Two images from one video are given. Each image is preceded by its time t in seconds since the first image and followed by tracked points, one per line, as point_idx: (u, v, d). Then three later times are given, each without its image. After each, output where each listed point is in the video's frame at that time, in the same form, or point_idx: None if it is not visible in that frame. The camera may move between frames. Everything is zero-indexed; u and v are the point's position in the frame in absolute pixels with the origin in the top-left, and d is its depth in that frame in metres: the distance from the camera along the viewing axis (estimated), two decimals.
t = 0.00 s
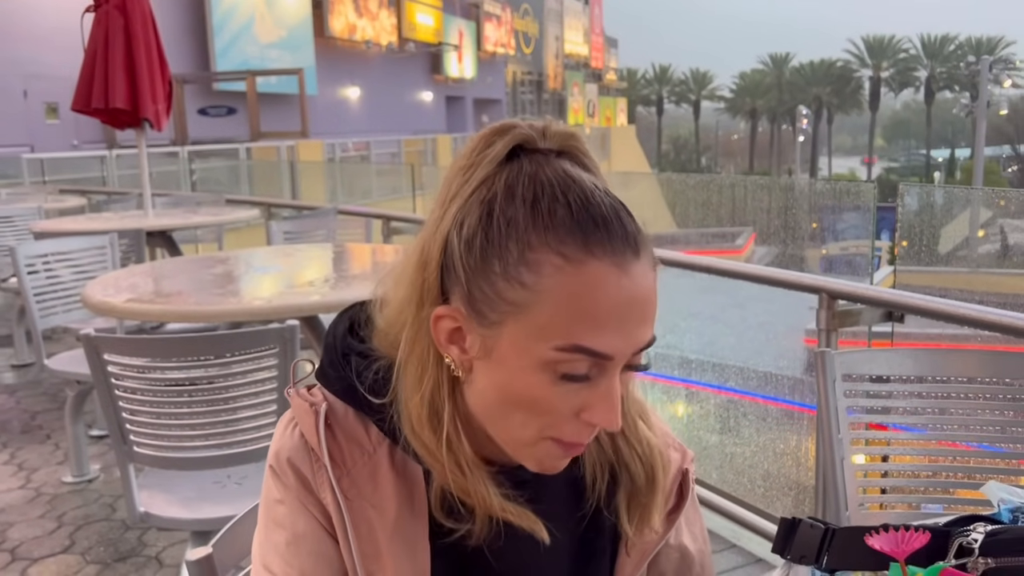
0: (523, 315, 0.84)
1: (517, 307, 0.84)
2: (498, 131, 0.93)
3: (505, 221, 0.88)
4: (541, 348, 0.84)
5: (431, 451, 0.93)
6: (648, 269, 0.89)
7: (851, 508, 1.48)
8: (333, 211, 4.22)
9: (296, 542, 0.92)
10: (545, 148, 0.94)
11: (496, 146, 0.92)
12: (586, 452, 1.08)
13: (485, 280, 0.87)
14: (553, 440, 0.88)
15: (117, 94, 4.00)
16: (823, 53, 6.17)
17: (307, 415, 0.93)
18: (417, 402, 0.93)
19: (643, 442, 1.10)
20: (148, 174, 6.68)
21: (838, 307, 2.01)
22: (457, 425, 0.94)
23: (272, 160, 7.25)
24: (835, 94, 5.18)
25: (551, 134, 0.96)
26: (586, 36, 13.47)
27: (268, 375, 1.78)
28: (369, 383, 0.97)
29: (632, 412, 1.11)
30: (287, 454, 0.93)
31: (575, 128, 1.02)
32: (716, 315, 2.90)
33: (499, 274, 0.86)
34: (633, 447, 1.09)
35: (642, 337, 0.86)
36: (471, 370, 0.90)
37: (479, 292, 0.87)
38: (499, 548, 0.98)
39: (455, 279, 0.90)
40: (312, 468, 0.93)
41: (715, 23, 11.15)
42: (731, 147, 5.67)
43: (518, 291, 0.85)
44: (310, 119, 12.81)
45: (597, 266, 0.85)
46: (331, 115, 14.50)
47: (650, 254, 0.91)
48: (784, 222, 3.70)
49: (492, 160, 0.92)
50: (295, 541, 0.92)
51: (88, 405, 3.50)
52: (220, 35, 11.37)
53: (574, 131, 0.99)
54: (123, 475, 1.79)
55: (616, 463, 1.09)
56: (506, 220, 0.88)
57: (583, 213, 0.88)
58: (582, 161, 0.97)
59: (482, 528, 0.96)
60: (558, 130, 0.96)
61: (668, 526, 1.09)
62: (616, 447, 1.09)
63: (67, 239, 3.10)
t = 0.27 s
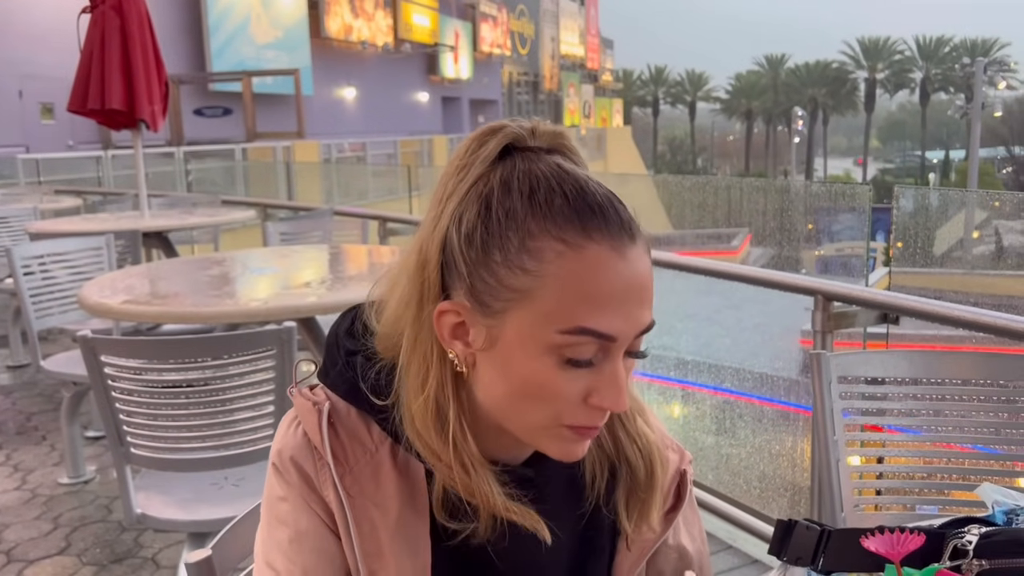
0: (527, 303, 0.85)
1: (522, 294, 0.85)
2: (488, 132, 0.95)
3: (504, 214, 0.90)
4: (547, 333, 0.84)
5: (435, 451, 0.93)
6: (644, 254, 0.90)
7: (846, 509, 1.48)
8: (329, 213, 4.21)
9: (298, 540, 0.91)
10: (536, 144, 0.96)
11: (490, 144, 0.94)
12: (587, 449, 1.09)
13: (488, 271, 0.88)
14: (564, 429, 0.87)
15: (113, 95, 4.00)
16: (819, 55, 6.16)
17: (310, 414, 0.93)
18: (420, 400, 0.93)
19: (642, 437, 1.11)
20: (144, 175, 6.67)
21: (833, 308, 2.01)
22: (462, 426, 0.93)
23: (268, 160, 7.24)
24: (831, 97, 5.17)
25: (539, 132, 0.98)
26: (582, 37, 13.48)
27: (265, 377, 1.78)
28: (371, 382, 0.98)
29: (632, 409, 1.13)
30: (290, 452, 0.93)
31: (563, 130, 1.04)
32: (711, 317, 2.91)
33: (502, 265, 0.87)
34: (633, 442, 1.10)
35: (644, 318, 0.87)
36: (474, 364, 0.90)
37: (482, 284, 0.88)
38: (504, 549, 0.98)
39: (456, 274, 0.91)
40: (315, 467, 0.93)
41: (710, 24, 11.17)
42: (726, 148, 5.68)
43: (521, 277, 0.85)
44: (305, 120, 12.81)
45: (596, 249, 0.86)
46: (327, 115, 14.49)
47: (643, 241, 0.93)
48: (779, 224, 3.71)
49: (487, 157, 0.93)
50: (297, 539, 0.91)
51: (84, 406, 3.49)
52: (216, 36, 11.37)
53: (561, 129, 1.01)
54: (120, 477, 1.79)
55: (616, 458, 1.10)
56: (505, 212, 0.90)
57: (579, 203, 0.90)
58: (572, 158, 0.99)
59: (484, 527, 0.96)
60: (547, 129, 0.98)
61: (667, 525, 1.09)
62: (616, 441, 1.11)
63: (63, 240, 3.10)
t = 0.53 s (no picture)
0: (528, 299, 0.84)
1: (523, 292, 0.84)
2: (499, 133, 0.96)
3: (509, 214, 0.90)
4: (547, 331, 0.83)
5: (437, 443, 0.92)
6: (649, 258, 0.89)
7: (843, 508, 1.50)
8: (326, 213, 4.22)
9: (302, 523, 0.91)
10: (545, 147, 0.97)
11: (498, 145, 0.95)
12: (585, 446, 1.08)
13: (492, 269, 0.87)
14: (562, 428, 0.85)
15: (110, 95, 4.00)
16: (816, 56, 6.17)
17: (315, 404, 0.94)
18: (423, 392, 0.92)
19: (639, 435, 1.10)
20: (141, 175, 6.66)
21: (830, 308, 2.02)
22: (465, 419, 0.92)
23: (265, 160, 7.23)
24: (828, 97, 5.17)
25: (549, 135, 0.99)
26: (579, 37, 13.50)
27: (263, 377, 1.78)
28: (376, 374, 0.97)
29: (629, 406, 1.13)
30: (295, 439, 0.94)
31: (574, 135, 1.04)
32: (708, 317, 2.91)
33: (505, 263, 0.87)
34: (629, 439, 1.09)
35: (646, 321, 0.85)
36: (476, 360, 0.89)
37: (485, 281, 0.88)
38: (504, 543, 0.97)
39: (461, 271, 0.91)
40: (319, 455, 0.93)
41: (707, 24, 11.20)
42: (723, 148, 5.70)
43: (523, 274, 0.85)
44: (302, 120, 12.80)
45: (600, 250, 0.85)
46: (324, 115, 14.49)
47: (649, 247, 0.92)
48: (776, 224, 3.72)
49: (496, 157, 0.94)
50: (300, 522, 0.91)
51: (81, 407, 3.49)
52: (213, 35, 11.37)
53: (571, 135, 1.02)
54: (118, 477, 1.79)
55: (612, 454, 1.09)
56: (510, 211, 0.90)
57: (584, 205, 0.90)
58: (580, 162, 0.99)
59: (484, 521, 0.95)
60: (556, 130, 0.99)
61: (663, 520, 1.09)
62: (613, 438, 1.09)
63: (61, 240, 3.09)
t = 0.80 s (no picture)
0: (534, 298, 0.83)
1: (529, 291, 0.84)
2: (508, 134, 0.96)
3: (517, 214, 0.89)
4: (553, 330, 0.83)
5: (440, 439, 0.91)
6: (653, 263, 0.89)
7: (839, 509, 1.50)
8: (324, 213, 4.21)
9: (303, 520, 0.89)
10: (553, 150, 0.96)
11: (508, 146, 0.94)
12: (585, 448, 1.07)
13: (499, 268, 0.87)
14: (560, 426, 0.85)
15: (108, 95, 4.00)
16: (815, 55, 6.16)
17: (318, 401, 0.92)
18: (427, 388, 0.91)
19: (637, 438, 1.10)
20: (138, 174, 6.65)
21: (827, 309, 2.03)
22: (468, 414, 0.91)
23: (263, 160, 7.22)
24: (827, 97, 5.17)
25: (557, 139, 0.98)
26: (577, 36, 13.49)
27: (260, 379, 1.78)
28: (379, 372, 0.96)
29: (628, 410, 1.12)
30: (298, 436, 0.91)
31: (580, 140, 1.04)
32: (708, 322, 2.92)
33: (512, 261, 0.86)
34: (629, 441, 1.09)
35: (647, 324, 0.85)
36: (481, 359, 0.88)
37: (492, 280, 0.87)
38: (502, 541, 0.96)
39: (467, 269, 0.90)
40: (322, 453, 0.91)
41: (705, 23, 11.19)
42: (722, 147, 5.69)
43: (529, 274, 0.84)
44: (300, 119, 12.80)
45: (606, 251, 0.85)
46: (322, 114, 14.48)
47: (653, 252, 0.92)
48: (774, 224, 3.72)
49: (505, 158, 0.93)
50: (302, 519, 0.89)
51: (79, 407, 3.49)
52: (211, 34, 11.36)
53: (577, 140, 1.01)
54: (116, 478, 1.79)
55: (612, 455, 1.09)
56: (518, 212, 0.89)
57: (591, 208, 0.89)
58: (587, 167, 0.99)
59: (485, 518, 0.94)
60: (564, 136, 0.98)
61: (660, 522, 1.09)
62: (612, 439, 1.09)
63: (58, 240, 3.09)
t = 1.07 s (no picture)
0: (536, 291, 0.83)
1: (530, 285, 0.83)
2: (512, 131, 0.95)
3: (520, 209, 0.89)
4: (554, 323, 0.82)
5: (441, 434, 0.90)
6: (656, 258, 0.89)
7: (838, 507, 1.50)
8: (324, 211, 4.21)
9: (302, 514, 0.89)
10: (557, 147, 0.96)
11: (511, 143, 0.94)
12: (586, 445, 1.07)
13: (501, 262, 0.87)
14: (562, 419, 0.84)
15: (107, 93, 3.99)
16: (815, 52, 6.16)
17: (320, 395, 0.91)
18: (429, 381, 0.91)
19: (639, 435, 1.09)
20: (138, 173, 6.65)
21: (826, 306, 2.03)
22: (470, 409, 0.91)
23: (263, 158, 7.23)
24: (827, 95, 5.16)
25: (561, 137, 0.98)
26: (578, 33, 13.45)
27: (259, 377, 1.78)
28: (381, 367, 0.96)
29: (631, 407, 1.11)
30: (299, 430, 0.91)
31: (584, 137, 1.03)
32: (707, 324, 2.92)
33: (514, 255, 0.86)
34: (631, 438, 1.09)
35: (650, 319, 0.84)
36: (483, 353, 0.88)
37: (494, 274, 0.87)
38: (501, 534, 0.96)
39: (470, 263, 0.90)
40: (324, 446, 0.91)
41: (706, 21, 11.16)
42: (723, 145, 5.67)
43: (531, 267, 0.84)
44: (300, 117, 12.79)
45: (608, 245, 0.84)
46: (323, 112, 14.47)
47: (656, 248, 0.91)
48: (774, 222, 3.71)
49: (509, 155, 0.93)
50: (301, 513, 0.89)
51: (79, 405, 3.49)
52: (211, 33, 11.36)
53: (582, 137, 1.01)
54: (114, 476, 1.79)
55: (614, 452, 1.09)
56: (521, 207, 0.89)
57: (594, 202, 0.89)
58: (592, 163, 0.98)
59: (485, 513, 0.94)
60: (568, 133, 0.98)
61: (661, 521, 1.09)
62: (614, 437, 1.09)
63: (57, 238, 3.09)
